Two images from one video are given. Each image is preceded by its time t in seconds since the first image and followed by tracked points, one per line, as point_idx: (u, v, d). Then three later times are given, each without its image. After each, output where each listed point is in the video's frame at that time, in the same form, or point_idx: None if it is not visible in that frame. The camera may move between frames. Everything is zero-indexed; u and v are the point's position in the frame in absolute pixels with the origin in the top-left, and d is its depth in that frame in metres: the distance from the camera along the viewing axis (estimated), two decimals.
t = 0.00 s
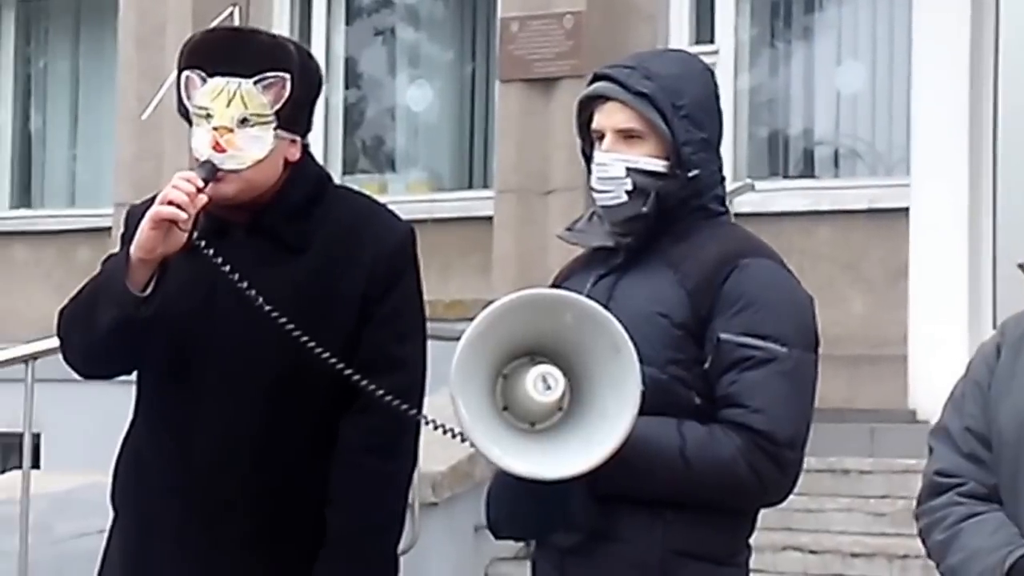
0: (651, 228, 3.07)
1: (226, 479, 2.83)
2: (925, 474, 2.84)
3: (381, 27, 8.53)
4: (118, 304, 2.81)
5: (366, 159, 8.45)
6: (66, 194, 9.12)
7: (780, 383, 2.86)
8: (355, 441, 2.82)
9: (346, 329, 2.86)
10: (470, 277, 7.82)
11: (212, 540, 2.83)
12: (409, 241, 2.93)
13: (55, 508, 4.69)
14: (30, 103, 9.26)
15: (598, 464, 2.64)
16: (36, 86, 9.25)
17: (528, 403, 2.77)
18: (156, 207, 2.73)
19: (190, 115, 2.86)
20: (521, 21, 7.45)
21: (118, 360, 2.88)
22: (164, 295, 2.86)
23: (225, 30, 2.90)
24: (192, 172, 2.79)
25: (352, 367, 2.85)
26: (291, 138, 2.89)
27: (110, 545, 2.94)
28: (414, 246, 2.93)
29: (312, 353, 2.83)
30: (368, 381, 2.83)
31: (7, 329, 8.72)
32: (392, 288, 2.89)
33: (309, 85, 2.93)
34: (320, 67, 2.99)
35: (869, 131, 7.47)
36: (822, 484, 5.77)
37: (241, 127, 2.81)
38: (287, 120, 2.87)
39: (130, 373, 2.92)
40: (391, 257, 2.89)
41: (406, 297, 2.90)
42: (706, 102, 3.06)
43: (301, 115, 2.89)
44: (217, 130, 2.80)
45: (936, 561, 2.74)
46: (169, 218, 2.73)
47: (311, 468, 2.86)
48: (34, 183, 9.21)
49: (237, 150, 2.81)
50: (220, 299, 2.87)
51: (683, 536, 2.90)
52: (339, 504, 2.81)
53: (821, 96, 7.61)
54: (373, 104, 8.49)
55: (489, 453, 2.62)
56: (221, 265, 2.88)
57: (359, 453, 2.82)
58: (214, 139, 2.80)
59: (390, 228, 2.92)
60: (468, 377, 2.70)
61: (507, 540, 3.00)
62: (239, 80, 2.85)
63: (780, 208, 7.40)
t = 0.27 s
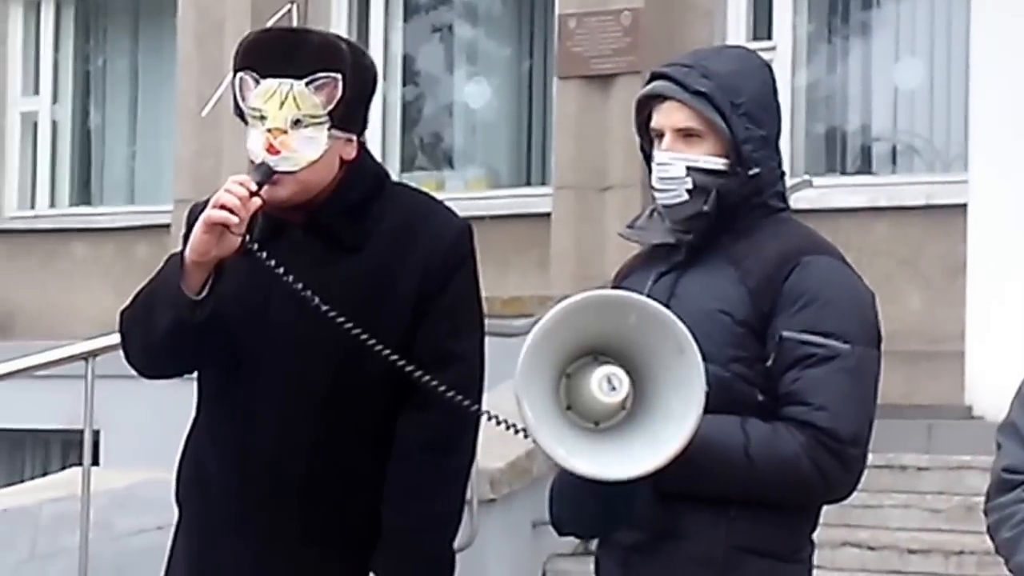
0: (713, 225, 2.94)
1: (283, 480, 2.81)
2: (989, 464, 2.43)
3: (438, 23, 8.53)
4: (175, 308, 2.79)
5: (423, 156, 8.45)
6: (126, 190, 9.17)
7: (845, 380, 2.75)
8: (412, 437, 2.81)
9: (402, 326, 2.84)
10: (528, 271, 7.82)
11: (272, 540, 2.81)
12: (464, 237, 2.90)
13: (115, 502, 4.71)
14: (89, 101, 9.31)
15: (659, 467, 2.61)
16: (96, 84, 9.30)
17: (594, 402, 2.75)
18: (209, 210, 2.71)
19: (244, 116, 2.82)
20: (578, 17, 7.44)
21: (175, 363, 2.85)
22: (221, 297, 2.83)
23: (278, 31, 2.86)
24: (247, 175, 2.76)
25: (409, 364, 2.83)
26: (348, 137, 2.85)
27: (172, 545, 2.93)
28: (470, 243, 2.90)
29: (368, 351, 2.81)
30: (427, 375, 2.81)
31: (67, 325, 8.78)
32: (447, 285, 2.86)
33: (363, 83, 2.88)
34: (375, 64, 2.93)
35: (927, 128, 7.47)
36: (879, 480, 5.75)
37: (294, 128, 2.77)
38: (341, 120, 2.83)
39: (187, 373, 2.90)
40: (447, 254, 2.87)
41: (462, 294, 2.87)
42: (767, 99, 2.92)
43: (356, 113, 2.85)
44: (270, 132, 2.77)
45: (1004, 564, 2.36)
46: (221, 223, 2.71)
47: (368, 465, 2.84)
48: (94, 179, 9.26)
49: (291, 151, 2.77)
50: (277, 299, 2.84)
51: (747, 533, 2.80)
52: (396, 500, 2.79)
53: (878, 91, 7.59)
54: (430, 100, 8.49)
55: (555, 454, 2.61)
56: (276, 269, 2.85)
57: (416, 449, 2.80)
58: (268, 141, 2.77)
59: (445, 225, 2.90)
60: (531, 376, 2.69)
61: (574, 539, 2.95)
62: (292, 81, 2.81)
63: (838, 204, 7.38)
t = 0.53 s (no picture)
0: (759, 222, 2.86)
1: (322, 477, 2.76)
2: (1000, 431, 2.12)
3: (482, 20, 8.53)
4: (215, 308, 2.77)
5: (467, 152, 8.46)
6: (171, 187, 9.21)
7: (893, 377, 2.68)
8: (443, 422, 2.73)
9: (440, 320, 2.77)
10: (571, 268, 7.79)
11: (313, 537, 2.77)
12: (509, 235, 2.83)
13: (161, 499, 4.70)
14: (134, 99, 9.36)
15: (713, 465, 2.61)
16: (140, 82, 9.34)
17: (645, 402, 2.74)
18: (249, 213, 2.67)
19: (287, 117, 2.79)
20: (621, 14, 7.44)
21: (217, 362, 2.83)
22: (262, 296, 2.80)
23: (320, 30, 2.83)
24: (288, 176, 2.72)
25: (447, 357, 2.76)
26: (390, 135, 2.80)
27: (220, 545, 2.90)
28: (514, 242, 2.83)
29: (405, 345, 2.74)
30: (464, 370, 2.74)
31: (113, 322, 8.82)
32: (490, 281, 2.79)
33: (405, 82, 2.85)
34: (418, 63, 2.90)
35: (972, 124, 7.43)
36: (924, 477, 5.73)
37: (337, 128, 2.73)
38: (383, 119, 2.79)
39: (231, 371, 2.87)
40: (489, 251, 2.79)
41: (507, 291, 2.80)
42: (810, 94, 2.83)
43: (399, 113, 2.81)
44: (312, 132, 2.73)
45: None
46: (262, 225, 2.67)
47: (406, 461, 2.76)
48: (139, 176, 9.30)
49: (333, 151, 2.74)
50: (317, 297, 2.79)
51: (800, 528, 2.75)
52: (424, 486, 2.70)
53: (922, 87, 7.56)
54: (474, 96, 8.48)
55: (606, 455, 2.61)
56: (316, 268, 2.80)
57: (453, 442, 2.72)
58: (310, 142, 2.73)
59: (490, 223, 2.83)
60: (582, 378, 2.69)
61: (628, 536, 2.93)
62: (334, 82, 2.77)
63: (883, 200, 7.35)
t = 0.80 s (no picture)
0: (789, 219, 2.86)
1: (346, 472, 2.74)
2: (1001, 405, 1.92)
3: (512, 15, 8.51)
4: (249, 309, 2.75)
5: (498, 148, 8.43)
6: (203, 183, 9.22)
7: (924, 372, 2.65)
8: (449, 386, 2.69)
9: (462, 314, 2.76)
10: (603, 264, 7.78)
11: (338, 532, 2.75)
12: (534, 235, 2.81)
13: (195, 496, 4.70)
14: (165, 97, 9.37)
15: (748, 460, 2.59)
16: (172, 78, 9.36)
17: (677, 402, 2.74)
18: (279, 213, 2.63)
19: (317, 114, 2.77)
20: (652, 9, 7.44)
21: (248, 359, 2.82)
22: (295, 297, 2.79)
23: (352, 28, 2.82)
24: (317, 175, 2.69)
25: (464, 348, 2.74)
26: (418, 135, 2.79)
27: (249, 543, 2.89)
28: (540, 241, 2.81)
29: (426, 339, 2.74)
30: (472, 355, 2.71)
31: (146, 318, 8.85)
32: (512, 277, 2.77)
33: (434, 82, 2.82)
34: (446, 63, 2.87)
35: (1005, 118, 7.40)
36: (957, 472, 5.72)
37: (365, 127, 2.70)
38: (411, 118, 2.77)
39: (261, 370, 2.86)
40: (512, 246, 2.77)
41: (530, 288, 2.78)
42: (838, 90, 2.81)
43: (426, 112, 2.79)
44: (340, 130, 2.70)
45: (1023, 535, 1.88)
46: (292, 224, 2.63)
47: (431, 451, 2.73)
48: (171, 172, 9.31)
49: (361, 149, 2.70)
50: (345, 298, 2.79)
51: (835, 523, 2.74)
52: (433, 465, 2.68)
53: (954, 81, 7.52)
54: (505, 91, 8.46)
55: (639, 455, 2.60)
56: (346, 269, 2.80)
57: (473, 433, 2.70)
58: (338, 139, 2.69)
59: (515, 224, 2.81)
60: (614, 376, 2.68)
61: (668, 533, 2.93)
62: (363, 80, 2.75)
63: (916, 194, 7.31)
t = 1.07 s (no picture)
0: (808, 218, 2.84)
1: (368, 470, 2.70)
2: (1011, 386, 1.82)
3: (536, 11, 8.49)
4: (274, 313, 2.73)
5: (523, 143, 8.40)
6: (228, 179, 9.24)
7: (946, 367, 2.63)
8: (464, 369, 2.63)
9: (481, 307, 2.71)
10: (628, 259, 7.76)
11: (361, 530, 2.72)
12: (556, 233, 2.76)
13: (222, 492, 4.71)
14: (190, 94, 9.40)
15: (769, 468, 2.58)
16: (196, 76, 9.38)
17: (700, 408, 2.72)
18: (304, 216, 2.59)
19: (340, 113, 2.75)
20: (677, 4, 7.45)
21: (273, 358, 2.79)
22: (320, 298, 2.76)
23: (371, 27, 2.79)
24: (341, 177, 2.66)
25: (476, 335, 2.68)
26: (441, 133, 2.76)
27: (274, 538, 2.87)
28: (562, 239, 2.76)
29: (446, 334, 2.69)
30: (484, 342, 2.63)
31: (171, 314, 8.85)
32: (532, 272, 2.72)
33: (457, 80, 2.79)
34: (470, 61, 2.84)
35: None
36: (983, 467, 5.70)
37: (389, 126, 2.68)
38: (434, 117, 2.74)
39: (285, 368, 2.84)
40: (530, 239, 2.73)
41: (550, 283, 2.73)
42: (851, 87, 2.79)
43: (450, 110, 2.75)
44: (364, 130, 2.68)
45: None
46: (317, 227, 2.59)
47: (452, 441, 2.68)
48: (195, 168, 9.33)
49: (385, 149, 2.68)
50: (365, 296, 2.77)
51: (862, 519, 2.72)
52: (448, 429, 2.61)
53: (980, 75, 7.51)
54: (530, 87, 8.45)
55: (662, 464, 2.62)
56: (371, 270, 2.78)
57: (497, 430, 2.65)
58: (361, 139, 2.67)
59: (537, 222, 2.76)
60: (635, 383, 2.68)
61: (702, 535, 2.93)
62: (387, 80, 2.73)
63: (942, 188, 7.28)
